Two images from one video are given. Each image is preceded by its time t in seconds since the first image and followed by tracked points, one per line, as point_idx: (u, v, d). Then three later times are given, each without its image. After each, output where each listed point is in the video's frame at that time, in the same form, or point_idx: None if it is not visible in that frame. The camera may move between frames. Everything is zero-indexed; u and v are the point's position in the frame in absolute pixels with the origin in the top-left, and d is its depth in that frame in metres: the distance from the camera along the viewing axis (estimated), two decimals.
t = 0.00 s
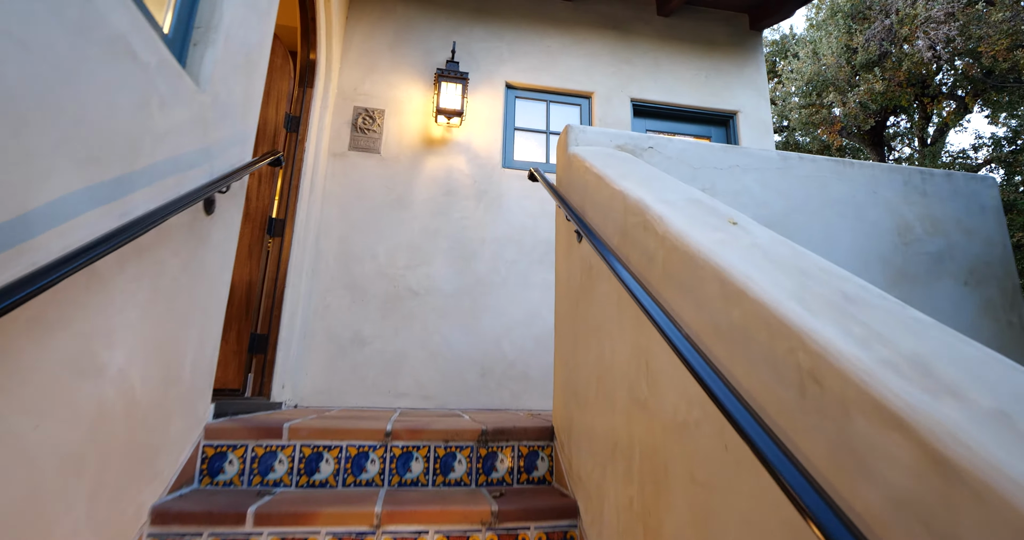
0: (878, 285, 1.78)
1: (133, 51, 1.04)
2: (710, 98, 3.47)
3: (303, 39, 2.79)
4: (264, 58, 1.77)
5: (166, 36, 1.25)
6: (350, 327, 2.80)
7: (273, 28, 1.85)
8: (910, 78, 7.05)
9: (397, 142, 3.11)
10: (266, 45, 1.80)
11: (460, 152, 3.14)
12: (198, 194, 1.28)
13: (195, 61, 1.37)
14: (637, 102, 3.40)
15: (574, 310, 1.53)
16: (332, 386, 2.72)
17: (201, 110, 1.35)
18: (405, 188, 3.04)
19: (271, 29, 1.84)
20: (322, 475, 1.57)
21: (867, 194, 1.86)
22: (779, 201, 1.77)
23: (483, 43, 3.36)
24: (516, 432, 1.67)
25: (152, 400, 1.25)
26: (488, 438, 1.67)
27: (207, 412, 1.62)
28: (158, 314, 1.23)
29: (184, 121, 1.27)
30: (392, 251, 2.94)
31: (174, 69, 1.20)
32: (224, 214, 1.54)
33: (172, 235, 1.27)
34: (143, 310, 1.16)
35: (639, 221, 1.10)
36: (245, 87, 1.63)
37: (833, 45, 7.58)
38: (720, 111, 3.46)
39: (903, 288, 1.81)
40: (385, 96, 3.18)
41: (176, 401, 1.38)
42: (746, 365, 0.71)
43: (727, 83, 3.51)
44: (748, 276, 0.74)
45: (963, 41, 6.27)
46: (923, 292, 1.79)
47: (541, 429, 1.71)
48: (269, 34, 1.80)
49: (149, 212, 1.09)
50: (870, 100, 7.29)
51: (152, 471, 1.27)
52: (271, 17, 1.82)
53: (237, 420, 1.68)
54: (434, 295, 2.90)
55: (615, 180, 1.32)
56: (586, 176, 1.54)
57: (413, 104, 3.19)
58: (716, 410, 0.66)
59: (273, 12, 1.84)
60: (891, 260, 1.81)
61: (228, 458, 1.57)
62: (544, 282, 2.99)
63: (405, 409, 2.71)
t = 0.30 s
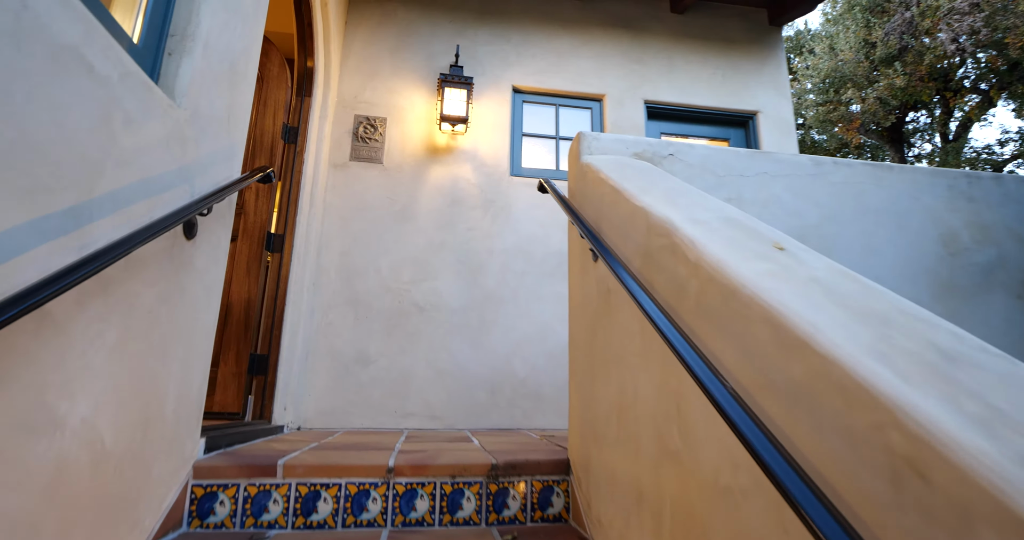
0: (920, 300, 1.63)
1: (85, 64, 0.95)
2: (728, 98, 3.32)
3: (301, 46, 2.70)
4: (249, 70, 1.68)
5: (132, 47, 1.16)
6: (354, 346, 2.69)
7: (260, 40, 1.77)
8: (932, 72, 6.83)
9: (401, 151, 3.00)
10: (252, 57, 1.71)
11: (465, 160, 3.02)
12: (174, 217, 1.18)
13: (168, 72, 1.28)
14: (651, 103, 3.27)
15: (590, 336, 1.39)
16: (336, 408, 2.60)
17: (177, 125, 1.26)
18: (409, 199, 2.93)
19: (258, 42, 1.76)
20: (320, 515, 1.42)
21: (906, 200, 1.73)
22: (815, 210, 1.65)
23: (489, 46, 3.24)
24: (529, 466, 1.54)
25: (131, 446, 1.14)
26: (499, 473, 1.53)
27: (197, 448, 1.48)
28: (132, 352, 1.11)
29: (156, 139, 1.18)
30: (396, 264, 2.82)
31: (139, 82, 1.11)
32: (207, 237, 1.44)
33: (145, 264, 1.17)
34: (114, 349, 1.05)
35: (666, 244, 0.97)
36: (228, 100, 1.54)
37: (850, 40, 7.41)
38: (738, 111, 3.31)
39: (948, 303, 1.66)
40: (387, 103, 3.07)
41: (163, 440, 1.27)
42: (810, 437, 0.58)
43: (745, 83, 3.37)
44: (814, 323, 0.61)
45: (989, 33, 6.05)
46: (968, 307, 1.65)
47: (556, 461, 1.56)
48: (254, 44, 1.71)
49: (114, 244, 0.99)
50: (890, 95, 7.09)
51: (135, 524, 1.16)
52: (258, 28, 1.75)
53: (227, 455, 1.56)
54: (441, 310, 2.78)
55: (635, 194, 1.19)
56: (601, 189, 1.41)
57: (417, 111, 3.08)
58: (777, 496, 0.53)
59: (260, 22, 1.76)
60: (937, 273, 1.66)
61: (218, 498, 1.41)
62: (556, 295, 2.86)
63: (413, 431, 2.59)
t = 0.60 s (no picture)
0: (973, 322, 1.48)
1: (37, 77, 0.81)
2: (749, 96, 3.17)
3: (302, 53, 2.62)
4: (240, 79, 1.56)
5: (94, 55, 1.01)
6: (360, 365, 2.58)
7: (253, 49, 1.66)
8: (956, 65, 6.59)
9: (406, 159, 2.88)
10: (243, 65, 1.59)
11: (474, 167, 2.89)
12: (149, 245, 1.04)
13: (145, 83, 1.13)
14: (668, 104, 3.12)
15: (613, 368, 1.25)
16: (341, 431, 2.49)
17: (154, 142, 1.12)
18: (416, 210, 2.81)
19: (252, 50, 1.65)
20: None
21: (960, 208, 1.59)
22: (857, 222, 1.53)
23: (497, 48, 3.11)
24: (545, 510, 1.40)
25: (102, 508, 1.00)
26: (512, 519, 1.39)
27: (184, 492, 1.36)
28: (100, 401, 0.98)
29: (130, 159, 1.04)
30: (402, 278, 2.70)
31: (105, 97, 0.97)
32: (192, 262, 1.30)
33: (116, 299, 1.02)
34: (76, 402, 0.92)
35: (702, 275, 0.83)
36: (216, 112, 1.40)
37: (869, 33, 7.20)
38: (761, 110, 3.15)
39: (1003, 324, 1.51)
40: (392, 109, 2.95)
41: (139, 494, 1.13)
42: None
43: (766, 80, 3.21)
44: (913, 399, 0.47)
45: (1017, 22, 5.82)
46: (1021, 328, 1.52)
47: (574, 503, 1.44)
48: (247, 53, 1.61)
49: (72, 282, 0.85)
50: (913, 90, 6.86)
51: None
52: (251, 34, 1.63)
53: (218, 498, 1.44)
54: (451, 326, 2.65)
55: (661, 212, 1.05)
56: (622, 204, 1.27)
57: (423, 117, 2.96)
58: None
59: (254, 28, 1.64)
60: (991, 291, 1.52)
61: None
62: (570, 308, 2.73)
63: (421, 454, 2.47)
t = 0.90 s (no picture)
0: None
1: None
2: (772, 95, 3.02)
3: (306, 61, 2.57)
4: (233, 86, 1.46)
5: (58, 61, 0.90)
6: (368, 383, 2.47)
7: (247, 56, 1.56)
8: (980, 58, 6.29)
9: (415, 166, 2.77)
10: (237, 72, 1.49)
11: (484, 174, 2.78)
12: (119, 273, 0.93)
13: (117, 92, 1.03)
14: (686, 104, 2.98)
15: (639, 400, 1.12)
16: (348, 452, 2.39)
17: (128, 157, 1.01)
18: (425, 219, 2.70)
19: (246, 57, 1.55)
20: None
21: (1013, 212, 1.46)
22: (907, 231, 1.39)
23: (507, 49, 2.99)
24: None
25: None
26: None
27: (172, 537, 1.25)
28: (64, 453, 0.88)
29: (99, 177, 0.93)
30: (411, 291, 2.60)
31: (66, 108, 0.86)
32: (178, 285, 1.20)
33: (82, 335, 0.91)
34: (32, 457, 0.81)
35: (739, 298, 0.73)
36: (203, 122, 1.30)
37: (890, 27, 6.95)
38: (785, 109, 3.01)
39: None
40: (400, 115, 2.84)
41: None
42: None
43: (790, 78, 3.06)
44: None
45: None
46: None
47: None
48: (241, 59, 1.51)
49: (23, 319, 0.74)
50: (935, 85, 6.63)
51: None
52: (245, 39, 1.53)
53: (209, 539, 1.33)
54: (462, 341, 2.54)
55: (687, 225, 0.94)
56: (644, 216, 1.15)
57: (431, 122, 2.85)
58: None
59: (248, 33, 1.55)
60: None
61: None
62: (586, 320, 2.60)
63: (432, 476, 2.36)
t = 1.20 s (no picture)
0: None
1: None
2: (802, 94, 2.86)
3: (314, 67, 2.50)
4: (229, 98, 1.37)
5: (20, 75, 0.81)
6: (381, 400, 2.36)
7: (246, 67, 1.47)
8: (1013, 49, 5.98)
9: (427, 174, 2.66)
10: (234, 82, 1.40)
11: (499, 181, 2.66)
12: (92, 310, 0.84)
13: (90, 108, 0.94)
14: (710, 104, 2.84)
15: (672, 444, 1.00)
16: (360, 474, 2.28)
17: (102, 181, 0.92)
18: (439, 229, 2.59)
19: (244, 67, 1.46)
20: None
21: None
22: (970, 246, 1.25)
23: (523, 49, 2.88)
24: None
25: None
26: None
27: None
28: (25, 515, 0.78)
29: (66, 204, 0.84)
30: (425, 304, 2.48)
31: (22, 130, 0.77)
32: (164, 315, 1.10)
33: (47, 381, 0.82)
34: None
35: (785, 330, 0.65)
36: (194, 138, 1.21)
37: (918, 19, 6.75)
38: (817, 107, 2.85)
39: None
40: (412, 121, 2.74)
41: None
42: None
43: (822, 74, 2.90)
44: None
45: None
46: None
47: None
48: (238, 69, 1.42)
49: None
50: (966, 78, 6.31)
51: None
52: (242, 48, 1.44)
53: None
54: (478, 356, 2.42)
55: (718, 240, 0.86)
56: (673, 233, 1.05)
57: (445, 128, 2.74)
58: None
59: (246, 42, 1.46)
60: None
61: None
62: (608, 333, 2.47)
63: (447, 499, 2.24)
